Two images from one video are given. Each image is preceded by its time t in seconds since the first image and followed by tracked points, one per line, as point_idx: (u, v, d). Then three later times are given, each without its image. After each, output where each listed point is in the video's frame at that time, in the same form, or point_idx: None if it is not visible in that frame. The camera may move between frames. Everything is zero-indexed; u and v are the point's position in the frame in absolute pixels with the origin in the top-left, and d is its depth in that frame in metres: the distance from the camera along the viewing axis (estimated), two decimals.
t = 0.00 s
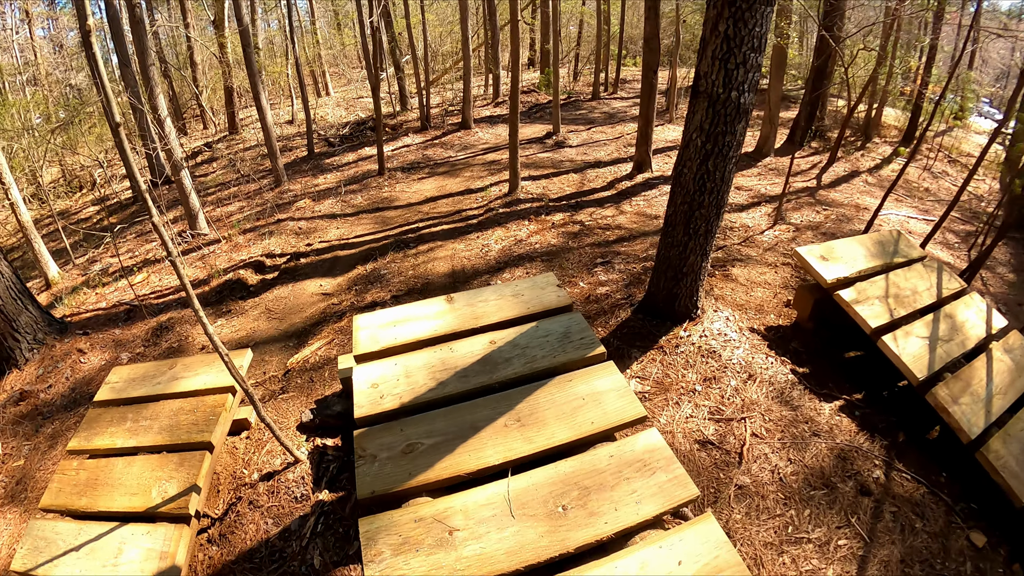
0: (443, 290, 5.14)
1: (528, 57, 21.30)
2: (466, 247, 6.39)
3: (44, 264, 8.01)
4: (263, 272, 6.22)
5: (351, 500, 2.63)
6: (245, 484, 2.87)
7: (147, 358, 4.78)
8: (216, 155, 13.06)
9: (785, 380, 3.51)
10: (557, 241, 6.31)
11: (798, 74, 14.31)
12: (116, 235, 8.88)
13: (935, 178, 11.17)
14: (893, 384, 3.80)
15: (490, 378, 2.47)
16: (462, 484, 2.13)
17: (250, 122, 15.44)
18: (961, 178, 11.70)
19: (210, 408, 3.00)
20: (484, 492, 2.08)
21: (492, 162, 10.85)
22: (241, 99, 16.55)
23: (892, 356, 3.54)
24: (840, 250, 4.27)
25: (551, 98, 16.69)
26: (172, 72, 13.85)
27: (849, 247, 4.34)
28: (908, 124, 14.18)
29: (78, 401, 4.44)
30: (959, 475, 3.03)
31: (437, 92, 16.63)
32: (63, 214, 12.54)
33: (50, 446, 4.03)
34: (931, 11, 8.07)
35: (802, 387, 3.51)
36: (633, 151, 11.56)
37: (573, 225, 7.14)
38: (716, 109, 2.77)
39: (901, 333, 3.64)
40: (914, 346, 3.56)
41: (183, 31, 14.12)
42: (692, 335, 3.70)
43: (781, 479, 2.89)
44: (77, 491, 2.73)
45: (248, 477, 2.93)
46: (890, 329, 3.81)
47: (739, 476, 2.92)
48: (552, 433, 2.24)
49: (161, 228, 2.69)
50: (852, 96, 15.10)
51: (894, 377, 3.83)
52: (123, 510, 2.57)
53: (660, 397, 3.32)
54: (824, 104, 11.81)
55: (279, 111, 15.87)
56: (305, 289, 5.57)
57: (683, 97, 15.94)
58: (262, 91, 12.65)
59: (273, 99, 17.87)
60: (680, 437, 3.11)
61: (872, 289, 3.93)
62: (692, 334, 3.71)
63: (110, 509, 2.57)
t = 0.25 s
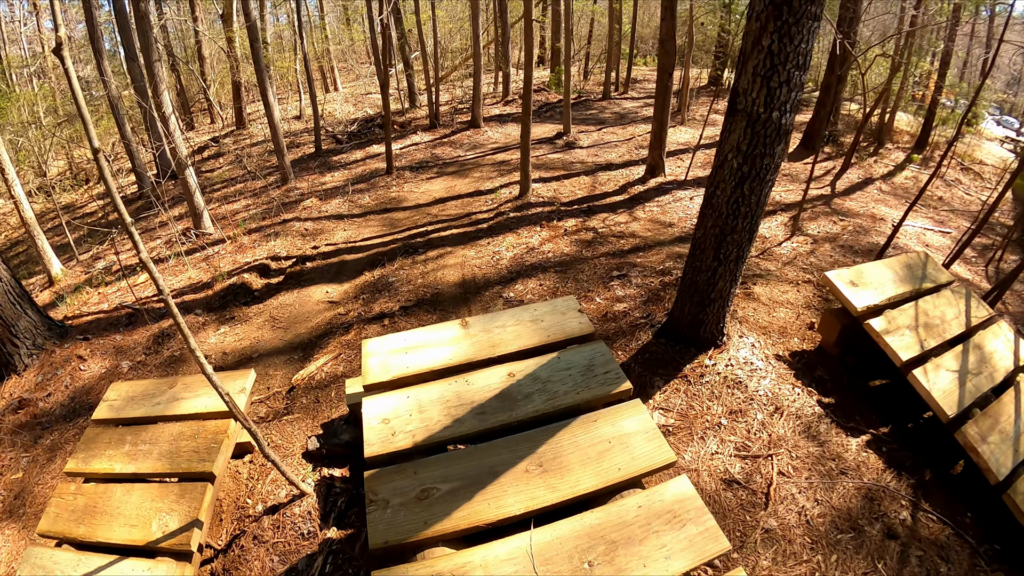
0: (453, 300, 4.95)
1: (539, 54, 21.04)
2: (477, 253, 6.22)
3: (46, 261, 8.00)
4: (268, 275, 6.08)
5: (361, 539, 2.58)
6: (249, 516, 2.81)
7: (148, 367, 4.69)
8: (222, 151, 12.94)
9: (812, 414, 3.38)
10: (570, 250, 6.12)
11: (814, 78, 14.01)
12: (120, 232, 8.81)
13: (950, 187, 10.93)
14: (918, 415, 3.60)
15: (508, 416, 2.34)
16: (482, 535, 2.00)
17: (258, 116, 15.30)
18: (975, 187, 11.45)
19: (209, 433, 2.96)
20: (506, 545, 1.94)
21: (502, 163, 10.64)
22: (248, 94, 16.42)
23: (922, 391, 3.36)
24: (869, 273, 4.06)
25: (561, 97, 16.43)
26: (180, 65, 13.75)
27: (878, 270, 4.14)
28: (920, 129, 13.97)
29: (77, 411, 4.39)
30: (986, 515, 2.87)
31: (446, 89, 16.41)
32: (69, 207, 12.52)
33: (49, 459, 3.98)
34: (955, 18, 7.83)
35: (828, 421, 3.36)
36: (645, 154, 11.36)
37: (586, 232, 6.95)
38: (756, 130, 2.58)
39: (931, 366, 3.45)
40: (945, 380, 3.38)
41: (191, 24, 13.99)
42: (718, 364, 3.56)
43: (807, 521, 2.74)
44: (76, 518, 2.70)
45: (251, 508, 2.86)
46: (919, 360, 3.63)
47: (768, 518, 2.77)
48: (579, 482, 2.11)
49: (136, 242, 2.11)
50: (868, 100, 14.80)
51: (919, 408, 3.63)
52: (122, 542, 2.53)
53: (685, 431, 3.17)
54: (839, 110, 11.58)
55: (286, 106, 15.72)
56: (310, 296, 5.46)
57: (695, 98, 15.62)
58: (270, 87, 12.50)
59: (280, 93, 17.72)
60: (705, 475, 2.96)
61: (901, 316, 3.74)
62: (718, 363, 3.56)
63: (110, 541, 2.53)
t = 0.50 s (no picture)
0: (456, 311, 4.79)
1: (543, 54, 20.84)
2: (481, 261, 6.06)
3: (44, 261, 7.98)
4: (267, 281, 5.94)
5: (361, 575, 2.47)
6: (244, 547, 2.71)
7: (143, 379, 4.62)
8: (223, 150, 12.82)
9: (831, 442, 3.25)
10: (576, 258, 5.96)
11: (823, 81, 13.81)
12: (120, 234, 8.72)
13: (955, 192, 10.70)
14: (936, 441, 3.44)
15: (516, 452, 2.23)
16: None
17: (260, 115, 15.17)
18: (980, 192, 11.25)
19: (203, 459, 2.85)
20: None
21: (506, 165, 10.47)
22: (251, 92, 16.30)
23: (944, 420, 3.21)
24: (890, 293, 3.88)
25: (566, 97, 16.25)
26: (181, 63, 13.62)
27: (898, 289, 3.97)
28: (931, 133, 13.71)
29: (71, 423, 4.30)
30: (1004, 548, 2.78)
31: (449, 89, 16.24)
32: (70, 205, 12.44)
33: (43, 474, 3.90)
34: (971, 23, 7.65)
35: (847, 449, 3.22)
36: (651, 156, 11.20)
37: (592, 239, 6.80)
38: (783, 147, 2.44)
39: (952, 393, 3.30)
40: (968, 408, 3.23)
41: (194, 22, 13.87)
42: (734, 390, 3.43)
43: (826, 558, 2.59)
44: (67, 545, 2.65)
45: (247, 538, 2.77)
46: (941, 386, 3.48)
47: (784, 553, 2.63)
48: (592, 528, 1.98)
49: (122, 303, 1.93)
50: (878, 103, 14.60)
51: (937, 434, 3.47)
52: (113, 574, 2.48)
53: (700, 461, 3.05)
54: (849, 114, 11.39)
55: (288, 104, 15.59)
56: (310, 304, 5.34)
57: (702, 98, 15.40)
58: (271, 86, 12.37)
59: (283, 91, 17.58)
60: (721, 510, 2.83)
61: (922, 339, 3.59)
62: (734, 389, 3.44)
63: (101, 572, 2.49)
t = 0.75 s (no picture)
0: (457, 325, 4.60)
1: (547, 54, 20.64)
2: (483, 269, 5.83)
3: (40, 264, 7.86)
4: (262, 289, 5.77)
5: None
6: None
7: (134, 393, 4.32)
8: (223, 150, 12.65)
9: (854, 477, 3.06)
10: (583, 268, 5.68)
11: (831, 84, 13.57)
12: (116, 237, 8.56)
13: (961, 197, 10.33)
14: (959, 471, 3.26)
15: (524, 498, 2.08)
16: None
17: (261, 114, 15.00)
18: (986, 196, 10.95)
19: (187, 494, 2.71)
20: None
21: (509, 167, 10.25)
22: (252, 91, 16.14)
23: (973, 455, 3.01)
24: (915, 314, 3.67)
25: (570, 98, 16.03)
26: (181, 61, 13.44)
27: (922, 309, 3.73)
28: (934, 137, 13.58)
29: (59, 440, 4.11)
30: None
31: (452, 89, 16.03)
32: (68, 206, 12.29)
33: (31, 493, 3.73)
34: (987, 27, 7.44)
35: (871, 483, 3.03)
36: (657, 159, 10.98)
37: (598, 246, 6.47)
38: (818, 165, 2.28)
39: (981, 424, 3.11)
40: (998, 441, 3.04)
41: (195, 20, 13.72)
42: (754, 422, 3.27)
43: None
44: None
45: None
46: (968, 417, 3.29)
47: None
48: None
49: (93, 378, 1.71)
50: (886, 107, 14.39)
51: (961, 463, 3.30)
52: None
53: (719, 501, 2.88)
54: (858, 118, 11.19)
55: (290, 104, 15.41)
56: (305, 314, 5.18)
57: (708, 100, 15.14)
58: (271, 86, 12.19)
59: (284, 91, 17.41)
60: (741, 554, 2.64)
61: (950, 366, 3.39)
62: (754, 420, 3.27)
63: None
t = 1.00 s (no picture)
0: (458, 342, 4.44)
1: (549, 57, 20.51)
2: (485, 280, 5.65)
3: (36, 269, 7.71)
4: (259, 299, 5.62)
5: None
6: None
7: (125, 410, 4.15)
8: (223, 151, 12.50)
9: (874, 514, 2.89)
10: (588, 280, 5.46)
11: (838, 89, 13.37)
12: (112, 241, 8.39)
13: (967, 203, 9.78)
14: (978, 504, 3.10)
15: (530, 554, 1.96)
16: None
17: (261, 116, 14.86)
18: (991, 202, 10.47)
19: (175, 532, 2.55)
20: None
21: (511, 171, 10.06)
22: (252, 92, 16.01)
23: (997, 492, 2.83)
24: (936, 340, 3.48)
25: (573, 101, 15.85)
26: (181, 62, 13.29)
27: (943, 335, 3.54)
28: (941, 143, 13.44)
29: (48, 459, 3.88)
30: None
31: (454, 90, 15.86)
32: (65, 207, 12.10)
33: (20, 514, 3.53)
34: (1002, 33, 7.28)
35: (890, 521, 2.88)
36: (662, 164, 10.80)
37: (604, 256, 6.13)
38: (854, 192, 2.26)
39: (1005, 460, 2.94)
40: (1022, 478, 2.87)
41: (196, 20, 13.60)
42: (772, 458, 3.13)
43: None
44: None
45: None
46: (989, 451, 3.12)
47: None
48: None
49: (49, 448, 1.70)
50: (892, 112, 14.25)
51: (979, 494, 3.14)
52: None
53: (734, 544, 2.74)
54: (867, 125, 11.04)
55: (290, 105, 15.26)
56: (303, 327, 5.03)
57: (712, 102, 14.91)
58: (272, 87, 12.05)
59: (285, 92, 17.26)
60: None
61: (973, 398, 3.21)
62: (771, 456, 3.14)
63: None
